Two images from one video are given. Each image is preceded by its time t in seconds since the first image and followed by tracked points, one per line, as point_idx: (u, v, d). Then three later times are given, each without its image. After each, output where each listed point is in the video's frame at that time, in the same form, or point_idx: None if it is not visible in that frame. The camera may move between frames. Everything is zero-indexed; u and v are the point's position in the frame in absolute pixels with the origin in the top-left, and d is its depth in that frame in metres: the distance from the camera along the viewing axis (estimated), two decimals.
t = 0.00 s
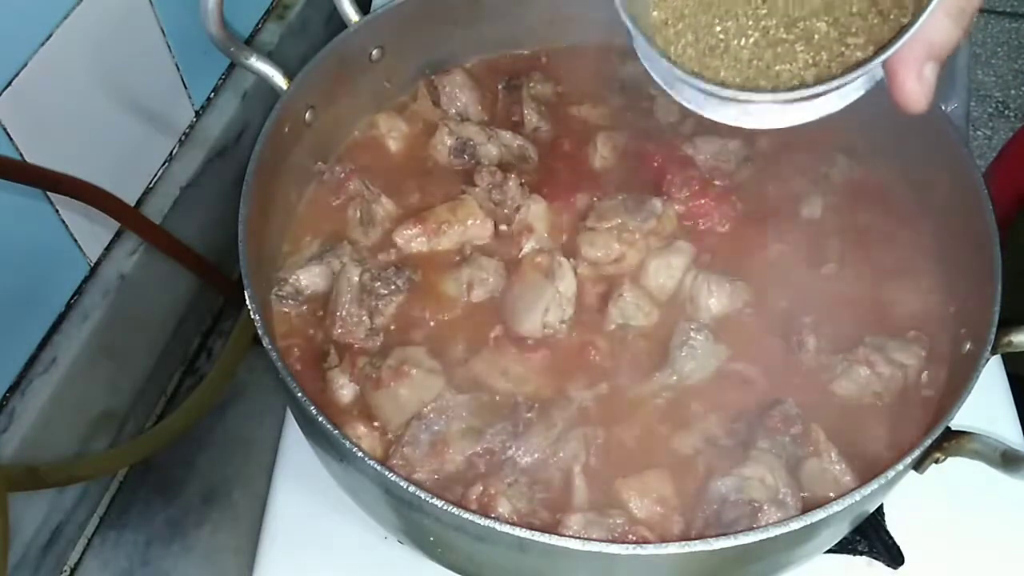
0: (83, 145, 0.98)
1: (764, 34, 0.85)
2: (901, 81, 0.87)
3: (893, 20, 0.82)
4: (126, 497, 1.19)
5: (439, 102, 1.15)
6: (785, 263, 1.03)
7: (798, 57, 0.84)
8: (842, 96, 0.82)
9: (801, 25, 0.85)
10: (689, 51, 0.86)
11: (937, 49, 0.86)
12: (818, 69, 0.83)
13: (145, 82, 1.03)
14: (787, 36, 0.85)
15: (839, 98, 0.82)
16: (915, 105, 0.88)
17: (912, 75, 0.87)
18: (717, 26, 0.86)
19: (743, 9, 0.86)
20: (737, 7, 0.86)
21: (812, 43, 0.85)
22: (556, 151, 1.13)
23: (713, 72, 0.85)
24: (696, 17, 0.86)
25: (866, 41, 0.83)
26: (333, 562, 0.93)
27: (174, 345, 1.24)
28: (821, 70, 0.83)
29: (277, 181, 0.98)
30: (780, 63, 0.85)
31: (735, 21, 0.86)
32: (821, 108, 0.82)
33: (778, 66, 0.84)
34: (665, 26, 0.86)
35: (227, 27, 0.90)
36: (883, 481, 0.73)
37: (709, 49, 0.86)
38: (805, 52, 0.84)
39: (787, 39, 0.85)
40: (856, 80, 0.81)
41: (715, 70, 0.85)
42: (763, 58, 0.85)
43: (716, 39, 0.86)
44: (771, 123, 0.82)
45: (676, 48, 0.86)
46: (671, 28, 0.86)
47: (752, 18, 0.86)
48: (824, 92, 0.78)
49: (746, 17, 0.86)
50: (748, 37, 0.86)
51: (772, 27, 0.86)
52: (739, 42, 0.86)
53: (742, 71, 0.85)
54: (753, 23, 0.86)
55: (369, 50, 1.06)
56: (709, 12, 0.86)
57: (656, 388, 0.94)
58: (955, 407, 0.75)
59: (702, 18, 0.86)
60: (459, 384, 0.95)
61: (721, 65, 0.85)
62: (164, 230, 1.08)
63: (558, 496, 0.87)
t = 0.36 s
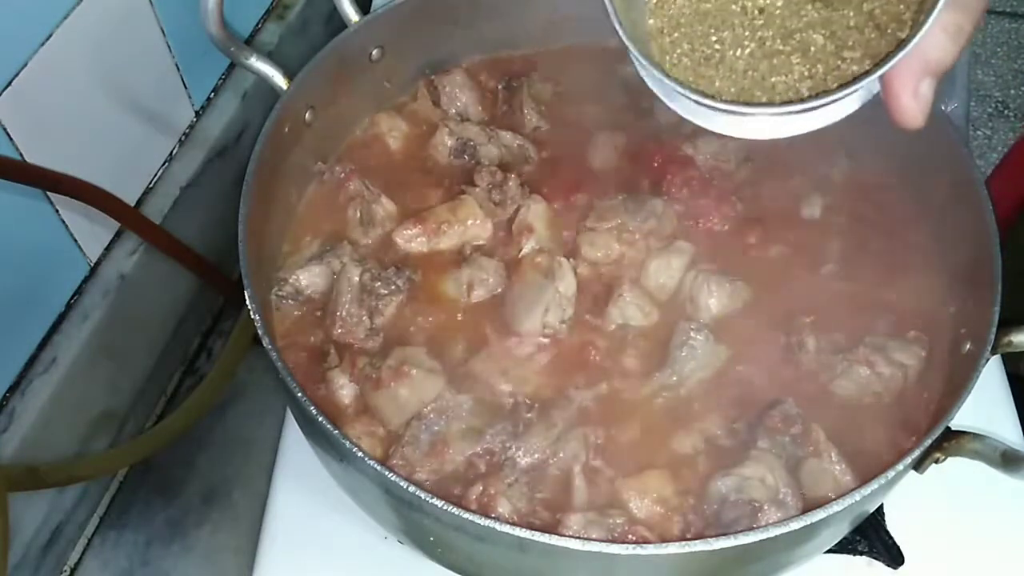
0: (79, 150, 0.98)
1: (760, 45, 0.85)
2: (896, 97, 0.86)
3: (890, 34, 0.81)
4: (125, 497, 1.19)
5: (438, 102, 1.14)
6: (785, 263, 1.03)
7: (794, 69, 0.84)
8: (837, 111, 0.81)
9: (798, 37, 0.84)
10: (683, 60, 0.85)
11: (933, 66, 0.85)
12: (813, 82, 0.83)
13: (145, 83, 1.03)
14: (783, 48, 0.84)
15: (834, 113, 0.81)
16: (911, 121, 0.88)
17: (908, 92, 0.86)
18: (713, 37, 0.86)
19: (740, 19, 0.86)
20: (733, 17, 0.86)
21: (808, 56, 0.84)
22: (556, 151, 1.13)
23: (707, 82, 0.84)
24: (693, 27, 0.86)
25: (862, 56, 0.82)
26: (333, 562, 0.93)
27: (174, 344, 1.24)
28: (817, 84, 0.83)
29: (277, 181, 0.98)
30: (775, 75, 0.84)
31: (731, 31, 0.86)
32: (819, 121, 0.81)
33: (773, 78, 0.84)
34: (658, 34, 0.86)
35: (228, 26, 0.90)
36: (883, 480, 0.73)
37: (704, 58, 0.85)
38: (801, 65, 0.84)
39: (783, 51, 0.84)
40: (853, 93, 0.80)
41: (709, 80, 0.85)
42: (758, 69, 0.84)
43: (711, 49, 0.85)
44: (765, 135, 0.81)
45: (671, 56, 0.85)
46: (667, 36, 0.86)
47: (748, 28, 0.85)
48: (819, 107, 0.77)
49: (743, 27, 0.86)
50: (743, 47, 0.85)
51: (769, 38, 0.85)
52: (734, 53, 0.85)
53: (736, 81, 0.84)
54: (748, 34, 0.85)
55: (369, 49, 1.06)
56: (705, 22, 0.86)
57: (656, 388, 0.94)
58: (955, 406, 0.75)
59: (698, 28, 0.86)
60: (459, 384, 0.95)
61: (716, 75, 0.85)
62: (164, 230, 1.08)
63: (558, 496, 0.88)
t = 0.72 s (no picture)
0: (81, 143, 0.98)
1: (766, 19, 0.83)
2: (902, 73, 0.87)
3: (901, 11, 0.80)
4: (125, 497, 1.19)
5: (438, 102, 1.14)
6: (785, 263, 1.03)
7: (801, 45, 0.82)
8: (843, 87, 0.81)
9: (805, 11, 0.82)
10: (687, 33, 0.83)
11: (941, 44, 0.85)
12: (821, 57, 0.81)
13: (145, 80, 1.03)
14: (789, 23, 0.82)
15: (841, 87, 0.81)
16: (915, 101, 0.88)
17: (913, 69, 0.86)
18: (717, 9, 0.83)
19: None
20: None
21: (816, 31, 0.82)
22: (556, 151, 1.13)
23: (712, 55, 0.82)
24: None
25: (872, 33, 0.80)
26: (333, 561, 0.93)
27: (174, 344, 1.24)
28: (825, 60, 0.81)
29: (277, 181, 0.98)
30: (781, 50, 0.82)
31: (736, 4, 0.83)
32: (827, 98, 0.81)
33: (779, 53, 0.82)
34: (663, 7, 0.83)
35: (227, 26, 0.90)
36: (883, 481, 0.73)
37: (708, 31, 0.83)
38: (808, 40, 0.82)
39: (790, 26, 0.82)
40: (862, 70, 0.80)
41: (714, 53, 0.82)
42: (764, 43, 0.82)
43: (716, 22, 0.83)
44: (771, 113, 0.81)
45: (675, 26, 0.83)
46: (670, 8, 0.83)
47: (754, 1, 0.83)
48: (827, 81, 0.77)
49: None
50: (748, 21, 0.83)
51: (774, 12, 0.83)
52: (740, 26, 0.83)
53: (741, 56, 0.82)
54: (754, 7, 0.83)
55: (369, 49, 1.06)
56: None
57: (656, 388, 0.94)
58: (955, 406, 0.75)
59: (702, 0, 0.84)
60: (459, 385, 0.95)
61: (720, 48, 0.82)
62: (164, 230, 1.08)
63: (558, 496, 0.88)
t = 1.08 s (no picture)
0: (83, 145, 0.98)
1: (778, 40, 0.82)
2: (909, 98, 0.84)
3: (914, 33, 0.79)
4: (125, 497, 1.19)
5: (438, 102, 1.14)
6: (785, 263, 1.03)
7: (813, 66, 0.81)
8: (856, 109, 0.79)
9: (818, 32, 0.82)
10: (697, 54, 0.83)
11: (951, 70, 0.83)
12: (833, 80, 0.80)
13: (146, 81, 1.03)
14: (801, 44, 0.82)
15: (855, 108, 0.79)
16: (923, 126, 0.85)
17: (921, 94, 0.83)
18: (728, 29, 0.83)
19: (757, 13, 0.83)
20: (750, 10, 0.83)
21: (828, 52, 0.81)
22: (556, 151, 1.13)
23: (722, 77, 0.82)
24: (707, 19, 0.83)
25: (885, 54, 0.80)
26: (333, 561, 0.93)
27: (174, 344, 1.24)
28: (836, 82, 0.80)
29: (277, 181, 0.98)
30: (792, 71, 0.81)
31: (748, 25, 0.83)
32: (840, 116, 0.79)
33: (790, 75, 0.81)
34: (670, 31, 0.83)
35: (227, 26, 0.90)
36: (883, 481, 0.73)
37: (717, 51, 0.83)
38: (820, 62, 0.81)
39: (802, 47, 0.82)
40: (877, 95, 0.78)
41: (724, 75, 0.82)
42: (775, 64, 0.82)
43: (726, 43, 0.83)
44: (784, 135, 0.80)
45: (684, 48, 0.83)
46: (680, 28, 0.83)
47: (766, 22, 0.82)
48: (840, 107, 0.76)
49: (761, 21, 0.83)
50: (760, 42, 0.82)
51: (786, 33, 0.82)
52: (751, 47, 0.82)
53: (752, 77, 0.82)
54: (766, 28, 0.82)
55: (369, 50, 1.06)
56: (722, 15, 0.83)
57: (656, 388, 0.94)
58: (955, 406, 0.75)
59: (714, 21, 0.83)
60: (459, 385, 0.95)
61: (729, 68, 0.82)
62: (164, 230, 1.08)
63: (558, 496, 0.88)
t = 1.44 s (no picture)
0: (83, 145, 0.98)
1: (766, 32, 0.83)
2: (902, 91, 0.84)
3: (902, 28, 0.80)
4: (125, 497, 1.19)
5: (439, 102, 1.14)
6: (785, 262, 1.03)
7: (800, 58, 0.81)
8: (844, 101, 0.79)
9: (805, 25, 0.82)
10: (685, 43, 0.83)
11: (940, 63, 0.83)
12: (819, 73, 0.80)
13: (146, 81, 1.03)
14: (789, 37, 0.82)
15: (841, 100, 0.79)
16: (917, 122, 0.85)
17: (913, 89, 0.83)
18: (718, 21, 0.83)
19: (746, 7, 0.83)
20: (738, 2, 0.84)
21: (815, 46, 0.82)
22: (556, 152, 1.13)
23: (709, 66, 0.82)
24: (696, 10, 0.84)
25: (871, 48, 0.80)
26: (333, 561, 0.93)
27: (174, 344, 1.24)
28: (822, 74, 0.80)
29: (277, 181, 0.98)
30: (779, 62, 0.81)
31: (737, 16, 0.83)
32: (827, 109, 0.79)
33: (777, 66, 0.81)
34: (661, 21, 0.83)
35: (227, 26, 0.90)
36: (883, 481, 0.72)
37: (706, 42, 0.83)
38: (807, 54, 0.81)
39: (789, 40, 0.82)
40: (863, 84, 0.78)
41: (712, 65, 0.82)
42: (763, 55, 0.82)
43: (715, 34, 0.83)
44: (770, 128, 0.80)
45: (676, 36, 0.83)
46: (669, 18, 0.84)
47: (755, 14, 0.83)
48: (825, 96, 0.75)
49: (750, 14, 0.83)
50: (748, 34, 0.83)
51: (775, 26, 0.83)
52: (739, 38, 0.83)
53: (739, 68, 0.82)
54: (754, 20, 0.83)
55: (369, 50, 1.06)
56: (712, 7, 0.84)
57: (656, 388, 0.94)
58: (955, 406, 0.75)
59: (704, 12, 0.84)
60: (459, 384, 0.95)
61: (717, 58, 0.82)
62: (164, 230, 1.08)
63: (559, 497, 0.88)
